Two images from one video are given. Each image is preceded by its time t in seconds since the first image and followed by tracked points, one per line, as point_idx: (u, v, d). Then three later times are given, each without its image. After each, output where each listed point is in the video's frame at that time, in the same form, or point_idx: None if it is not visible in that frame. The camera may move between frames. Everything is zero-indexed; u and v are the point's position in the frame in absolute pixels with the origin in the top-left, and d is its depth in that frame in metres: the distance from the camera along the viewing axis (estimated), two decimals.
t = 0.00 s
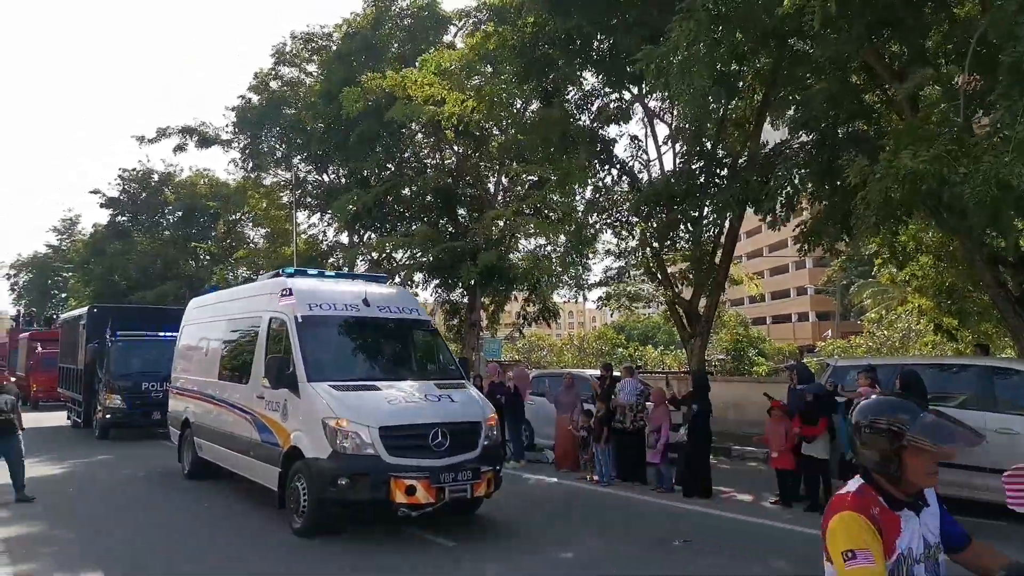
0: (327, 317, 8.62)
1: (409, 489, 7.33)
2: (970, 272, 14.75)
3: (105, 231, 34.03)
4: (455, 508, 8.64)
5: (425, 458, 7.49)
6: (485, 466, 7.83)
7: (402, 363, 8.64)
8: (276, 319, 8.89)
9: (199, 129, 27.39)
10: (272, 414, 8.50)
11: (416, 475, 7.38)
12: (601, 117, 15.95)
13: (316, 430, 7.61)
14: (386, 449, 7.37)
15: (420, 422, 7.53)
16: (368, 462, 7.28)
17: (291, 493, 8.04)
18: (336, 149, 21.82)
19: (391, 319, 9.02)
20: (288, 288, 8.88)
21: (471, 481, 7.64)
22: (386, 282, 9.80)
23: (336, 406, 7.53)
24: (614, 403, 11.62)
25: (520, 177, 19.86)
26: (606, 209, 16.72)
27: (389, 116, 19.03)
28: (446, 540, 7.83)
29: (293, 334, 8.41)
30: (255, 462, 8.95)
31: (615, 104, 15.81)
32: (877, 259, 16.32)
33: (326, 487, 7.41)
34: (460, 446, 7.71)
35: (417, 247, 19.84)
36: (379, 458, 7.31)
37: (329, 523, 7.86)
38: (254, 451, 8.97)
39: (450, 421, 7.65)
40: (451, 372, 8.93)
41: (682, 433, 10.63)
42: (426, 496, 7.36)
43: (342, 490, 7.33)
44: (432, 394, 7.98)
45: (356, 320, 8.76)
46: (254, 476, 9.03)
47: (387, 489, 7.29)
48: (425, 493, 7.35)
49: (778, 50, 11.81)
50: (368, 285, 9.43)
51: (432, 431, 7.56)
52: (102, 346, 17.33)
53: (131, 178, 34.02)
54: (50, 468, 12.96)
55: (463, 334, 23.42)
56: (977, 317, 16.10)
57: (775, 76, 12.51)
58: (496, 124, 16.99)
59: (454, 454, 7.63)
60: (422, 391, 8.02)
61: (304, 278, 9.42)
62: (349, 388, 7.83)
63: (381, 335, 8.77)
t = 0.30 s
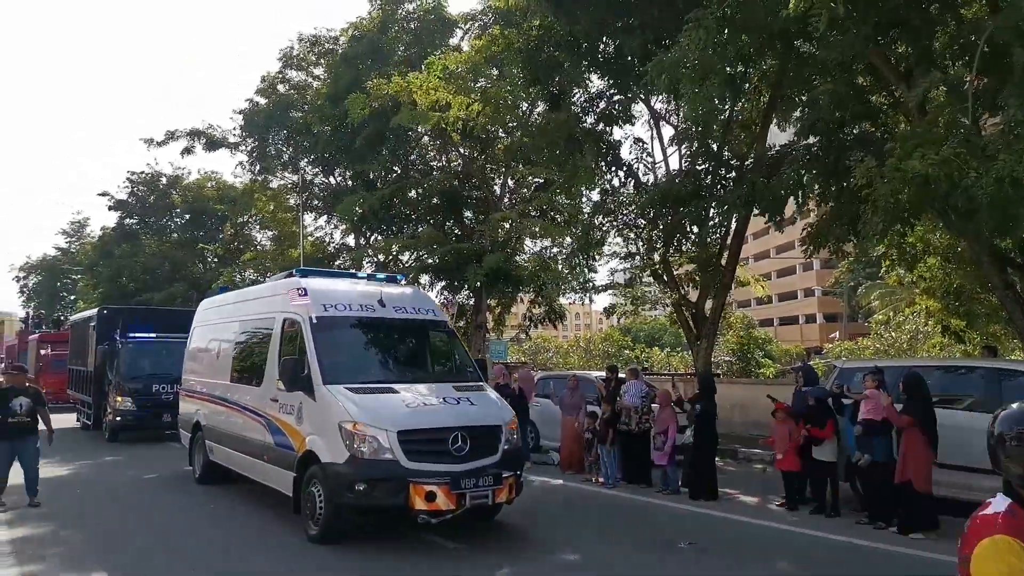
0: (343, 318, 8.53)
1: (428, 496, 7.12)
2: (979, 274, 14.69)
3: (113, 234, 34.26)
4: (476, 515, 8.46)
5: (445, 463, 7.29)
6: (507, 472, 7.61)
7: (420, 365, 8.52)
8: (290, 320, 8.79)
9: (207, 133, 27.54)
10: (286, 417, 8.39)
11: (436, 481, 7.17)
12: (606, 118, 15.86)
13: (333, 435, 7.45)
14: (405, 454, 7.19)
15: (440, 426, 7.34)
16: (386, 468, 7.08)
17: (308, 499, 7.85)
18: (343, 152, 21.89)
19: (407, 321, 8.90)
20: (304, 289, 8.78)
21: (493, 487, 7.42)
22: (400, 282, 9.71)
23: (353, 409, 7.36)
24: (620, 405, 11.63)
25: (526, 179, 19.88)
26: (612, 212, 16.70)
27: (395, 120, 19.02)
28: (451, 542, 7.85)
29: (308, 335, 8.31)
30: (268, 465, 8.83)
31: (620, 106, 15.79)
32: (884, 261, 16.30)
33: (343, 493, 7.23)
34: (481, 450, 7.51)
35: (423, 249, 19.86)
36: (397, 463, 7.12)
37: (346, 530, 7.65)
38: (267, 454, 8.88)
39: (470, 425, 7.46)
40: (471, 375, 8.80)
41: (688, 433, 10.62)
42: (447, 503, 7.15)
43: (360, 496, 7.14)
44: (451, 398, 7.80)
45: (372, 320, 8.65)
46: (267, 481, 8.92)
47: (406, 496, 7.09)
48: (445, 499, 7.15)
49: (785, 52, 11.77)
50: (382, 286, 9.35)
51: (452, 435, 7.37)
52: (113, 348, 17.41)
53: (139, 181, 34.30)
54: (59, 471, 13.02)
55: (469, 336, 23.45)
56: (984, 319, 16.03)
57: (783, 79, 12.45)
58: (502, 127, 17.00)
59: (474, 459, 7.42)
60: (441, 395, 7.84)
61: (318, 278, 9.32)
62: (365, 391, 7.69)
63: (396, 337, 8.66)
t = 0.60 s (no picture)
0: (360, 316, 8.37)
1: (451, 500, 6.94)
2: (985, 274, 14.61)
3: (119, 232, 34.40)
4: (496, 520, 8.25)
5: (467, 467, 7.11)
6: (531, 474, 7.42)
7: (438, 364, 8.33)
8: (305, 317, 8.64)
9: (213, 131, 27.61)
10: (300, 418, 8.28)
11: (458, 485, 6.99)
12: (611, 117, 15.81)
13: (350, 437, 7.30)
14: (425, 457, 7.02)
15: (461, 428, 7.16)
16: (406, 471, 6.93)
17: (324, 502, 7.70)
18: (348, 151, 21.91)
19: (425, 319, 8.74)
20: (320, 285, 8.62)
21: (516, 491, 7.23)
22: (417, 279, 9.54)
23: (372, 410, 7.21)
24: (625, 404, 11.61)
25: (532, 178, 19.86)
26: (617, 211, 16.68)
27: (402, 119, 18.97)
28: (455, 542, 7.85)
29: (324, 332, 8.15)
30: (282, 466, 8.69)
31: (626, 105, 15.75)
32: (891, 261, 16.23)
33: (361, 497, 7.08)
34: (504, 453, 7.32)
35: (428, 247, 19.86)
36: (417, 466, 6.97)
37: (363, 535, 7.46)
38: (280, 455, 8.76)
39: (492, 427, 7.27)
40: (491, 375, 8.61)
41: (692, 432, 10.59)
42: (469, 507, 6.96)
43: (380, 500, 7.00)
44: (472, 398, 7.60)
45: (390, 318, 8.51)
46: (280, 482, 8.80)
47: (427, 500, 6.92)
48: (467, 503, 6.96)
49: (791, 50, 11.73)
50: (399, 284, 9.19)
51: (473, 437, 7.19)
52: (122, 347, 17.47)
53: (146, 179, 34.45)
54: (66, 468, 13.09)
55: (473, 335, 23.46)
56: (992, 319, 15.94)
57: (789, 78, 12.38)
58: (507, 126, 16.97)
59: (497, 461, 7.23)
60: (461, 395, 7.66)
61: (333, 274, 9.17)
62: (384, 391, 7.53)
63: (414, 335, 8.50)
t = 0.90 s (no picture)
0: (377, 314, 8.19)
1: (474, 504, 6.74)
2: (993, 273, 14.53)
3: (126, 233, 34.55)
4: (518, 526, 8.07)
5: (491, 470, 6.91)
6: (555, 477, 7.23)
7: (457, 363, 8.14)
8: (321, 315, 8.47)
9: (219, 132, 27.69)
10: (316, 418, 8.13)
11: (482, 489, 6.78)
12: (617, 116, 15.78)
13: (369, 438, 7.10)
14: (448, 460, 6.82)
15: (484, 430, 6.97)
16: (427, 473, 6.73)
17: (342, 505, 7.57)
18: (354, 151, 21.94)
19: (444, 317, 8.55)
20: (336, 283, 8.44)
21: (542, 495, 7.03)
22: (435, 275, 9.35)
23: (392, 411, 7.01)
24: (631, 404, 11.62)
25: (537, 177, 19.84)
26: (623, 210, 16.65)
27: (409, 119, 18.93)
28: (461, 542, 7.85)
29: (341, 331, 7.98)
30: (297, 468, 8.52)
31: (632, 104, 15.71)
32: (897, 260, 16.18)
33: (381, 500, 6.89)
34: (528, 456, 7.14)
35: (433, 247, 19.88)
36: (439, 468, 6.77)
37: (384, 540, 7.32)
38: (295, 457, 8.60)
39: (516, 428, 7.09)
40: (512, 375, 8.41)
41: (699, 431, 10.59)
42: (494, 512, 6.76)
43: (400, 504, 6.79)
44: (494, 399, 7.43)
45: (407, 316, 8.30)
46: (295, 484, 8.65)
47: (450, 503, 6.71)
48: (492, 507, 6.75)
49: (797, 49, 11.69)
50: (416, 281, 9.00)
51: (497, 438, 7.00)
52: (132, 346, 17.52)
53: (153, 179, 34.61)
54: (74, 468, 13.16)
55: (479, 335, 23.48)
56: (1000, 319, 15.86)
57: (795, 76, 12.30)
58: (513, 125, 16.95)
59: (521, 464, 7.04)
60: (482, 395, 7.49)
61: (350, 271, 9.01)
62: (403, 391, 7.34)
63: (432, 333, 8.31)
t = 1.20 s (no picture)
0: (402, 313, 8.15)
1: (507, 510, 6.59)
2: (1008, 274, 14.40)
3: (141, 234, 34.86)
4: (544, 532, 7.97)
5: (524, 475, 6.77)
6: (589, 483, 7.09)
7: (483, 363, 8.06)
8: (345, 314, 8.43)
9: (233, 134, 27.88)
10: (341, 420, 8.02)
11: (515, 494, 6.64)
12: (628, 117, 15.75)
13: (397, 441, 7.00)
14: (478, 464, 6.68)
15: (515, 433, 6.84)
16: (458, 478, 6.59)
17: (368, 510, 7.40)
18: (366, 153, 22.05)
19: (470, 316, 8.51)
20: (361, 281, 8.39)
21: (576, 501, 6.89)
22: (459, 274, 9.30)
23: (422, 414, 6.90)
24: (642, 405, 11.59)
25: (549, 179, 19.87)
26: (635, 210, 16.60)
27: (420, 120, 18.94)
28: (476, 543, 7.87)
29: (365, 331, 7.93)
30: (321, 472, 8.43)
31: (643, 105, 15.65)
32: (912, 261, 16.09)
33: (410, 506, 6.75)
34: (560, 459, 7.00)
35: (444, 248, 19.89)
36: (470, 473, 6.63)
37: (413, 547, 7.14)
38: (319, 461, 8.51)
39: (548, 431, 6.96)
40: (540, 377, 8.33)
41: (710, 433, 10.52)
42: (527, 518, 6.60)
43: (430, 509, 6.65)
44: (525, 402, 7.31)
45: (432, 315, 8.26)
46: (319, 488, 8.56)
47: (482, 510, 6.57)
48: (524, 514, 6.60)
49: (811, 49, 11.63)
50: (441, 279, 8.96)
51: (530, 442, 6.87)
52: (149, 347, 17.65)
53: (166, 182, 34.91)
54: (91, 467, 13.30)
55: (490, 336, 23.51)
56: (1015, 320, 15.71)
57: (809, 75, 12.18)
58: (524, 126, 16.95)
59: (554, 469, 6.91)
60: (511, 397, 7.39)
61: (373, 269, 8.97)
62: (431, 392, 7.26)
63: (457, 332, 8.26)
